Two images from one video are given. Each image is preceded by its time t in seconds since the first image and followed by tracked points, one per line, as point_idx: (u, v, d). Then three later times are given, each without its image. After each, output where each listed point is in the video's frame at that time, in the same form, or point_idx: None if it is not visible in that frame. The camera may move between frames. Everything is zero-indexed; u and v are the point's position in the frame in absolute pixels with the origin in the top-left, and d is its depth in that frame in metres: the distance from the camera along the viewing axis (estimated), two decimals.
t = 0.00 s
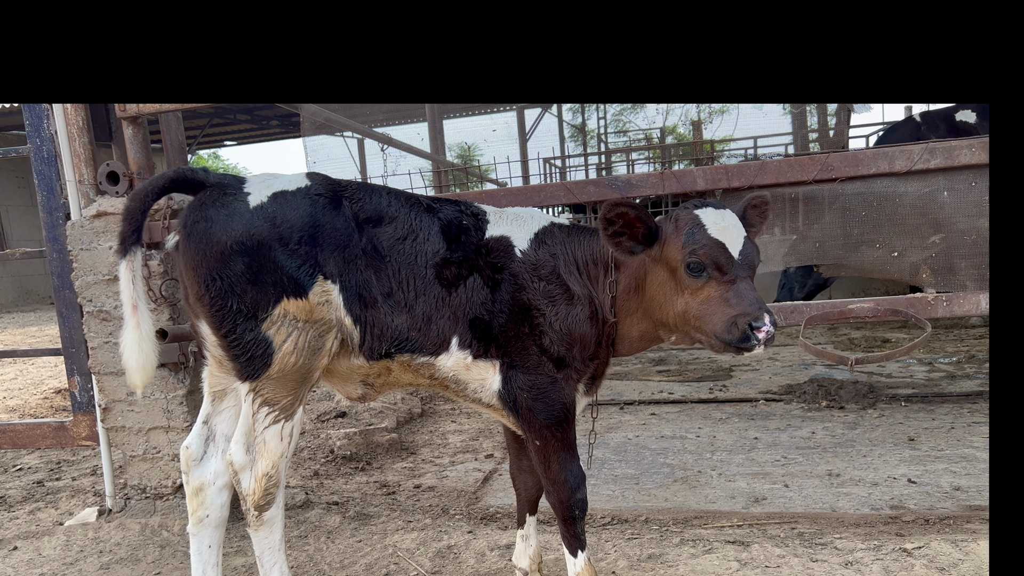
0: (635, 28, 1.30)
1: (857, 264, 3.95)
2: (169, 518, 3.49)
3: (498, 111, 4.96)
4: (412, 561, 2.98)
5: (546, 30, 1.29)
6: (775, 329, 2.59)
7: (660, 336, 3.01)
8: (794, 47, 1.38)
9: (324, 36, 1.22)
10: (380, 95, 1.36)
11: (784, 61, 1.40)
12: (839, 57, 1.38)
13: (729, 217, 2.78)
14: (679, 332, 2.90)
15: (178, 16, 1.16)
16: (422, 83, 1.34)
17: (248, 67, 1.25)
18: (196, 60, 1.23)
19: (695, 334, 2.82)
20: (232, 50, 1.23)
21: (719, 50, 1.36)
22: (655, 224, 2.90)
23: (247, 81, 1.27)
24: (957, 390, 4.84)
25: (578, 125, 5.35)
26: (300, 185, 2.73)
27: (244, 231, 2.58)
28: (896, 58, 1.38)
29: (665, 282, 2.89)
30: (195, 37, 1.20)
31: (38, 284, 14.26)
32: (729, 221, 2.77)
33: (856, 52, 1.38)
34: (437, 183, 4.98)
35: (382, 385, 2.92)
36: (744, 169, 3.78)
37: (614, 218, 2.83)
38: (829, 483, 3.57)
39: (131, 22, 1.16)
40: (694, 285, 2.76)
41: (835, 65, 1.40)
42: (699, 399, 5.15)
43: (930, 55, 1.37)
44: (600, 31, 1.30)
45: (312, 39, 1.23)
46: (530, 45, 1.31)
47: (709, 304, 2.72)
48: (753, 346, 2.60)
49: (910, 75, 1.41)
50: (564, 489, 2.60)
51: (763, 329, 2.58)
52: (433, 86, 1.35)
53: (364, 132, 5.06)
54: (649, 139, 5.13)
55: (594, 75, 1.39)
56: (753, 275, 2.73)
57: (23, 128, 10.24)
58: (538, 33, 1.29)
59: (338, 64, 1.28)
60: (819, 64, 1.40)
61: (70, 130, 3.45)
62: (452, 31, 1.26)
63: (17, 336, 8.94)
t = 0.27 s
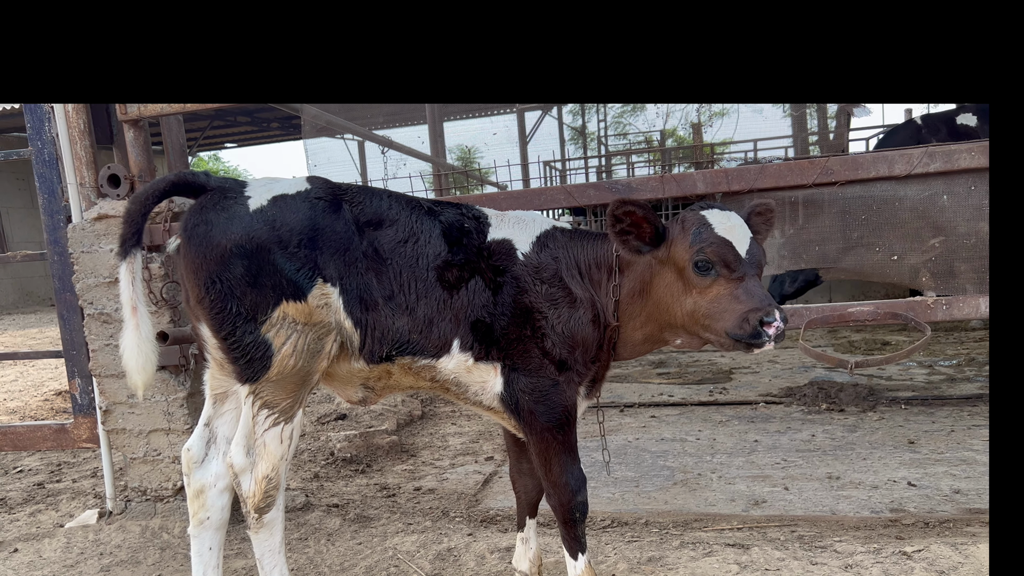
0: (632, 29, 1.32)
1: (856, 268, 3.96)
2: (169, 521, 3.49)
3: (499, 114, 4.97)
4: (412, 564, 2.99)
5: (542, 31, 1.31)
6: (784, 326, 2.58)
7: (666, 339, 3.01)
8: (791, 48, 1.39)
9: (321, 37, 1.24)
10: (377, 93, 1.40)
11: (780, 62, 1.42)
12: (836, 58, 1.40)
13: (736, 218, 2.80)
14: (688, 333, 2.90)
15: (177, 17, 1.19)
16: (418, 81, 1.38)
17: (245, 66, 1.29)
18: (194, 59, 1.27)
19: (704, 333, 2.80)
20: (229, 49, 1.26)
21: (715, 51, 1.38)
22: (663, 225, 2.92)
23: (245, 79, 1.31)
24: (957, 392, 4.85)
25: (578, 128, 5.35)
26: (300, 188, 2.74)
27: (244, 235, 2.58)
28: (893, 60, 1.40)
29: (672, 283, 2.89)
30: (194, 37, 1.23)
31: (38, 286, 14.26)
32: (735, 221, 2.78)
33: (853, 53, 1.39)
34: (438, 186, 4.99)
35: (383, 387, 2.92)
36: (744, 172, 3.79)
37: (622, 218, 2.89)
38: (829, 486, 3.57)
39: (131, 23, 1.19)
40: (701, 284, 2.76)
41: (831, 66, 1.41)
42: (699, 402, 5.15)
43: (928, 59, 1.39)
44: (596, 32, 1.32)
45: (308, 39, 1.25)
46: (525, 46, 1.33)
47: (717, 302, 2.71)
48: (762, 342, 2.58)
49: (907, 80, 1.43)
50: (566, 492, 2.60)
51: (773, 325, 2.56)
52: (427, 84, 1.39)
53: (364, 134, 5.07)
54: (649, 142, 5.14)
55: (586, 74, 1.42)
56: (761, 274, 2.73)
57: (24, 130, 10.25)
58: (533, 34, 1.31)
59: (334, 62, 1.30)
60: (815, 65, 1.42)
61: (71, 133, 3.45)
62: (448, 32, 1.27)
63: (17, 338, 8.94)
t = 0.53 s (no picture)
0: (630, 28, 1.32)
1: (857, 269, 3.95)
2: (169, 522, 3.49)
3: (500, 115, 4.97)
4: (412, 565, 2.98)
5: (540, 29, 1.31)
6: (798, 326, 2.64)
7: (669, 338, 3.03)
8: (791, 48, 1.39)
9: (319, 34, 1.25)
10: (377, 93, 1.39)
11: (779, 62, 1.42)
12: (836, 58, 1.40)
13: (743, 219, 2.81)
14: (696, 333, 2.91)
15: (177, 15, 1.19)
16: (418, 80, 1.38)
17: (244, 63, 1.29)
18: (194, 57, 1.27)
19: (716, 333, 2.83)
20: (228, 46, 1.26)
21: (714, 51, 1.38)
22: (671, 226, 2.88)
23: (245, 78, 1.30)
24: (957, 394, 4.85)
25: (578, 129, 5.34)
26: (300, 189, 2.74)
27: (243, 235, 2.59)
28: (893, 60, 1.40)
29: (681, 284, 2.89)
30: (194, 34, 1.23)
31: (38, 286, 14.26)
32: (743, 223, 2.79)
33: (852, 53, 1.39)
34: (439, 186, 5.00)
35: (383, 387, 2.92)
36: (745, 173, 3.79)
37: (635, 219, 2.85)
38: (829, 487, 3.57)
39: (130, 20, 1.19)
40: (714, 285, 2.76)
41: (831, 66, 1.42)
42: (699, 403, 5.15)
43: (927, 59, 1.39)
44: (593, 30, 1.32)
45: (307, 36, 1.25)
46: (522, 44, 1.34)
47: (731, 303, 2.73)
48: (778, 342, 2.64)
49: (907, 81, 1.43)
50: (565, 493, 2.59)
51: (789, 325, 2.61)
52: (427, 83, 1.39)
53: (365, 136, 5.06)
54: (649, 144, 5.15)
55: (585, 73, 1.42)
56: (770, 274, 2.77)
57: (24, 131, 10.26)
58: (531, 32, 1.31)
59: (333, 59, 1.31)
60: (814, 65, 1.42)
61: (72, 134, 3.45)
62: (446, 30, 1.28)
63: (17, 339, 8.94)
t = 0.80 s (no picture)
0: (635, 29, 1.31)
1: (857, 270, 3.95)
2: (169, 522, 3.49)
3: (500, 116, 4.97)
4: (412, 565, 2.99)
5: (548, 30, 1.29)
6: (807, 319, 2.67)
7: (673, 338, 3.03)
8: (792, 48, 1.39)
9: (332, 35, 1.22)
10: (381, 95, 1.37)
11: (781, 62, 1.42)
12: (836, 58, 1.40)
13: (746, 217, 2.83)
14: (704, 332, 2.92)
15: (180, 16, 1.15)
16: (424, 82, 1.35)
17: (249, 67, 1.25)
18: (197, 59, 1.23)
19: (724, 331, 2.83)
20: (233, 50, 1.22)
21: (717, 51, 1.37)
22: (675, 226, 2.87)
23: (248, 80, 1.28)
24: (957, 395, 4.85)
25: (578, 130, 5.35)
26: (300, 190, 2.74)
27: (243, 235, 2.59)
28: (893, 60, 1.40)
29: (687, 283, 2.89)
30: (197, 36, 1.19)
31: (38, 287, 14.26)
32: (747, 221, 2.81)
33: (853, 53, 1.39)
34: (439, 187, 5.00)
35: (383, 388, 2.92)
36: (745, 174, 3.79)
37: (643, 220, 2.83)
38: (829, 488, 3.57)
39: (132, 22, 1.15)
40: (722, 283, 2.77)
41: (832, 66, 1.42)
42: (699, 404, 5.15)
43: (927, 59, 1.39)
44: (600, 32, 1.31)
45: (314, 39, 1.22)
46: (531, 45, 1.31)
47: (740, 300, 2.74)
48: (790, 336, 2.65)
49: (907, 82, 1.43)
50: (566, 493, 2.59)
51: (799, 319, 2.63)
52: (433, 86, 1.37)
53: (365, 137, 5.06)
54: (649, 145, 5.15)
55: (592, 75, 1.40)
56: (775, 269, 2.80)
57: (25, 132, 10.28)
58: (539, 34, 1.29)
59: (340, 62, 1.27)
60: (815, 65, 1.42)
61: (73, 134, 3.45)
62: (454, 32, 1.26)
63: (17, 339, 8.96)
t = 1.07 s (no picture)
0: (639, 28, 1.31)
1: (857, 270, 3.95)
2: (169, 523, 3.49)
3: (500, 116, 4.97)
4: (412, 566, 2.98)
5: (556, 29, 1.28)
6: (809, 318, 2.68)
7: (675, 338, 3.03)
8: (794, 47, 1.39)
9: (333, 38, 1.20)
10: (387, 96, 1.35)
11: (782, 61, 1.41)
12: (837, 57, 1.40)
13: (748, 218, 2.83)
14: (705, 333, 2.93)
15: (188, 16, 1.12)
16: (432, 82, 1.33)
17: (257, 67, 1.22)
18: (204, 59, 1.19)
19: (726, 331, 2.84)
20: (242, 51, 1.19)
21: (719, 50, 1.37)
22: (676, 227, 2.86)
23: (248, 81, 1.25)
24: (958, 395, 4.85)
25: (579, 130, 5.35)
26: (301, 190, 2.74)
27: (244, 235, 2.59)
28: (893, 59, 1.40)
29: (689, 284, 2.89)
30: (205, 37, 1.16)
31: (38, 288, 14.28)
32: (748, 221, 2.81)
33: (855, 52, 1.39)
34: (439, 188, 5.01)
35: (384, 388, 2.92)
36: (745, 174, 3.79)
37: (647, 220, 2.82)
38: (830, 488, 3.57)
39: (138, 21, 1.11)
40: (724, 283, 2.77)
41: (833, 65, 1.41)
42: (699, 404, 5.15)
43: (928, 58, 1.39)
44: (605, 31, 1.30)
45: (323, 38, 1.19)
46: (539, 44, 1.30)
47: (741, 300, 2.74)
48: (792, 336, 2.66)
49: (907, 81, 1.43)
50: (567, 493, 2.59)
51: (801, 318, 2.64)
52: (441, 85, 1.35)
53: (365, 137, 5.06)
54: (649, 145, 5.16)
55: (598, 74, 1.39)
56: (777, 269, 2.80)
57: (26, 132, 10.29)
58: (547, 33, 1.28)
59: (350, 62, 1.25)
60: (817, 64, 1.42)
61: (73, 134, 3.45)
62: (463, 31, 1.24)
63: (18, 340, 8.96)
